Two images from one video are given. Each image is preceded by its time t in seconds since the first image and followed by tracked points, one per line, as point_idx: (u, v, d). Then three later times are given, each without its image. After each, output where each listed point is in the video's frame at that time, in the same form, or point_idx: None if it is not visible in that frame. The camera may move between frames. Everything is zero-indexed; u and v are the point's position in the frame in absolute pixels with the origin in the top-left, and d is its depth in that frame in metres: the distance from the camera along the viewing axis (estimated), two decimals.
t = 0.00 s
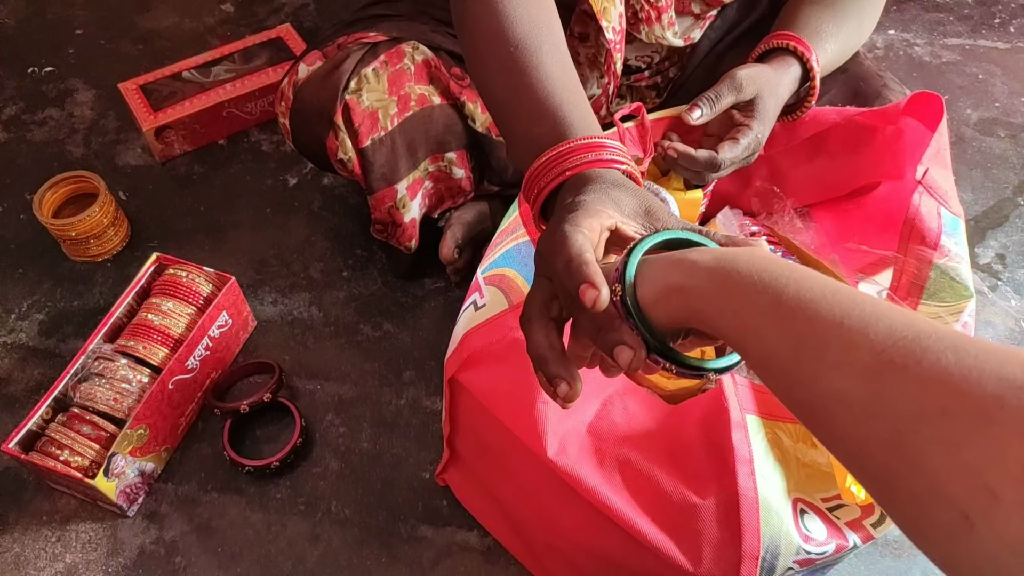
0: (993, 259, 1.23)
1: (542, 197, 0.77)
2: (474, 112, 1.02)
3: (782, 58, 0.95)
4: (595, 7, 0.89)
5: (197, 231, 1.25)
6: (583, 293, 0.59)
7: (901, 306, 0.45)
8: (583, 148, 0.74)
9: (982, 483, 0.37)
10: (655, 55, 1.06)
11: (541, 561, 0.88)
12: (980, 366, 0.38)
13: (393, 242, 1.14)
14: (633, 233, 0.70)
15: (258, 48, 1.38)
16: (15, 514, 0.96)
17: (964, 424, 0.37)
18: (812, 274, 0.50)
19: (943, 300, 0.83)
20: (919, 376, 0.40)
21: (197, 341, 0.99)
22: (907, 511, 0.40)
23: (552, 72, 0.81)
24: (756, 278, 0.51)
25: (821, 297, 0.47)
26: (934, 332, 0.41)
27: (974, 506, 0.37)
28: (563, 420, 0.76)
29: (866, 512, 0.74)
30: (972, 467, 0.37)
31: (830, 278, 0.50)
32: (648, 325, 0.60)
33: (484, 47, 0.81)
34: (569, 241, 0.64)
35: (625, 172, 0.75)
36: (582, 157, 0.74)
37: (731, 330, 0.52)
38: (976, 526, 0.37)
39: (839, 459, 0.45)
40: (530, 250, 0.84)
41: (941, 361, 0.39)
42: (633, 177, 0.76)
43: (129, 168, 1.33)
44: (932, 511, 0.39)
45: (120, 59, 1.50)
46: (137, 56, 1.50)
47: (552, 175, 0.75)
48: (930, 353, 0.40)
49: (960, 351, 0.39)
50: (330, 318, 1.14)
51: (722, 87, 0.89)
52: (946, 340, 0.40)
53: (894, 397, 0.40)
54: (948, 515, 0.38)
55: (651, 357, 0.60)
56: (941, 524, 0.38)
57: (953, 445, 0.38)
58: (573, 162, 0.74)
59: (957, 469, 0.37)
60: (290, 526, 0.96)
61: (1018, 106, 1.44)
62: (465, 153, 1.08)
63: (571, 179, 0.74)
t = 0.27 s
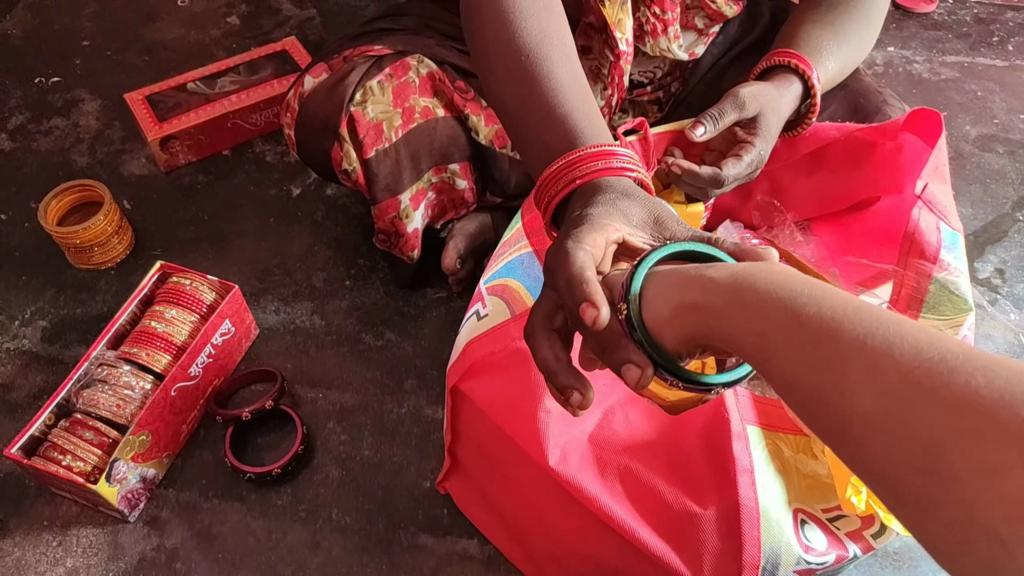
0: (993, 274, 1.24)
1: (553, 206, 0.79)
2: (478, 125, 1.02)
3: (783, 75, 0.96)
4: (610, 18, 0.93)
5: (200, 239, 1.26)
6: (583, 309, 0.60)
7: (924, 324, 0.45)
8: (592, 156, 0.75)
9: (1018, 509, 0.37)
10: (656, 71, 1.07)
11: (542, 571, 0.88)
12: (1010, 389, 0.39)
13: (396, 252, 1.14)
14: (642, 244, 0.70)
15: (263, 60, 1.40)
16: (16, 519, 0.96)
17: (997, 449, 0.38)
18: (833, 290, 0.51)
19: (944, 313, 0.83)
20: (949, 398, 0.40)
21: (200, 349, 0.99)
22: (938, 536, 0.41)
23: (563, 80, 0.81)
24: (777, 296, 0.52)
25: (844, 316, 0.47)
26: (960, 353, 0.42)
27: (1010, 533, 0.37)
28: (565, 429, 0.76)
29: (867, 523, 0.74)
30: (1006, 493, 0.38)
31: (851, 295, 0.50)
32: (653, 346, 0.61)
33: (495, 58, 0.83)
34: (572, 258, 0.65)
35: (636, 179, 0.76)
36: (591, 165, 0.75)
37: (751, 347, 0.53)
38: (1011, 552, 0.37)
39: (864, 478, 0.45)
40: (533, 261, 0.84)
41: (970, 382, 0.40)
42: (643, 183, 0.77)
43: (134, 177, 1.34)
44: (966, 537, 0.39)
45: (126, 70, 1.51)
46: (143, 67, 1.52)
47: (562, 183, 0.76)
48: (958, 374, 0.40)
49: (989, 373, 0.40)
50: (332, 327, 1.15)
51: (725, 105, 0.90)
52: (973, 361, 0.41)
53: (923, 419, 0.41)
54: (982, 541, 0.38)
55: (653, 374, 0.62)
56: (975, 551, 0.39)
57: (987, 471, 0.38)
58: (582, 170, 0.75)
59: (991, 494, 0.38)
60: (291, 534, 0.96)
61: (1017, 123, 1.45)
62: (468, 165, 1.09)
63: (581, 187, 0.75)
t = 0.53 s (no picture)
0: (996, 272, 1.23)
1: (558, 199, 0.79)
2: (481, 124, 1.03)
3: (786, 73, 0.96)
4: (616, 13, 0.91)
5: (202, 241, 1.26)
6: (587, 310, 0.60)
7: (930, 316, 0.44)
8: (597, 150, 0.75)
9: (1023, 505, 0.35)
10: (662, 67, 1.07)
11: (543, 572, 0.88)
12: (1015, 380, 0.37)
13: (398, 253, 1.14)
14: (645, 241, 0.71)
15: (265, 61, 1.40)
16: (20, 522, 0.97)
17: (1000, 443, 0.36)
18: (837, 283, 0.49)
19: (945, 311, 0.82)
20: (953, 391, 0.39)
21: (202, 351, 0.99)
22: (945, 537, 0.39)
23: (568, 74, 0.81)
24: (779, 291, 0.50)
25: (846, 309, 0.46)
26: (965, 342, 0.40)
27: (1015, 531, 0.35)
28: (566, 430, 0.76)
29: (867, 524, 0.74)
30: (1008, 488, 0.36)
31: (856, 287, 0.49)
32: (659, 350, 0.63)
33: (501, 51, 0.83)
34: (573, 258, 0.64)
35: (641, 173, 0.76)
36: (596, 158, 0.75)
37: (754, 343, 0.52)
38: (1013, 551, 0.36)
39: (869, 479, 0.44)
40: (535, 260, 0.84)
41: (973, 373, 0.38)
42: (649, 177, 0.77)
43: (136, 179, 1.34)
44: (972, 537, 0.37)
45: (129, 71, 1.52)
46: (146, 68, 1.52)
47: (567, 176, 0.76)
48: (958, 365, 0.39)
49: (994, 363, 0.38)
50: (334, 328, 1.15)
51: (729, 103, 0.90)
52: (977, 351, 0.39)
53: (926, 414, 0.39)
54: (986, 540, 0.37)
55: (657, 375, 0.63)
56: (980, 553, 0.37)
57: (990, 466, 0.37)
58: (588, 164, 0.75)
59: (994, 490, 0.36)
60: (293, 536, 0.96)
61: (1021, 119, 1.44)
62: (470, 166, 1.09)
63: (586, 180, 0.75)
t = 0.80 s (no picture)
0: (995, 280, 1.24)
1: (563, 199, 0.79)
2: (483, 130, 1.03)
3: (786, 82, 0.97)
4: (628, 19, 0.92)
5: (205, 243, 1.26)
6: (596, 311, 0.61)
7: (927, 320, 0.45)
8: (604, 152, 0.76)
9: (1018, 507, 0.37)
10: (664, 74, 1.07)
11: None
12: (1009, 384, 0.39)
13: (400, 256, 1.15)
14: (650, 244, 0.71)
15: (269, 65, 1.41)
16: (20, 521, 0.97)
17: (995, 447, 0.38)
18: (837, 288, 0.51)
19: (945, 318, 0.83)
20: (949, 394, 0.40)
21: (203, 353, 1.00)
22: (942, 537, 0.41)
23: (577, 77, 0.82)
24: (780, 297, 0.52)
25: (845, 316, 0.48)
26: (961, 347, 0.42)
27: (1011, 533, 0.37)
28: (567, 434, 0.76)
29: (867, 528, 0.74)
30: (1004, 491, 0.38)
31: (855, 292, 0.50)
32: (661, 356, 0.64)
33: (508, 58, 0.84)
34: (576, 262, 0.65)
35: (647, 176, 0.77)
36: (602, 161, 0.76)
37: (758, 349, 0.53)
38: (1011, 550, 0.37)
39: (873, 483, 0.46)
40: (536, 265, 0.84)
41: (968, 378, 0.40)
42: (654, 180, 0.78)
43: (139, 182, 1.35)
44: (970, 538, 0.39)
45: (132, 74, 1.52)
46: (149, 72, 1.53)
47: (573, 177, 0.76)
48: (954, 372, 0.41)
49: (989, 366, 0.40)
50: (335, 331, 1.15)
51: (730, 113, 0.90)
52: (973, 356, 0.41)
53: (924, 417, 0.41)
54: (985, 542, 0.39)
55: (658, 380, 0.64)
56: (979, 553, 0.39)
57: (986, 469, 0.38)
58: (594, 166, 0.76)
59: (991, 492, 0.38)
60: (293, 537, 0.96)
61: (1020, 129, 1.45)
62: (473, 170, 1.09)
63: (592, 181, 0.76)
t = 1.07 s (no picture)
0: (986, 287, 1.24)
1: (561, 182, 0.81)
2: (477, 138, 1.04)
3: (774, 89, 0.98)
4: (616, 15, 0.93)
5: (199, 254, 1.26)
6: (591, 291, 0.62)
7: (932, 304, 0.44)
8: (600, 135, 0.78)
9: None
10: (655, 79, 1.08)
11: None
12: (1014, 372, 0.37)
13: (395, 264, 1.15)
14: (646, 228, 0.73)
15: (263, 75, 1.41)
16: (15, 534, 0.97)
17: (1001, 437, 0.37)
18: (842, 273, 0.50)
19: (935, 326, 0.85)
20: (953, 386, 0.39)
21: (198, 363, 1.00)
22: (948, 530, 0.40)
23: (573, 64, 0.83)
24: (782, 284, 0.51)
25: (847, 302, 0.47)
26: (966, 333, 0.40)
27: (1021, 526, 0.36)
28: (562, 443, 0.76)
29: (860, 537, 0.75)
30: (1012, 482, 0.37)
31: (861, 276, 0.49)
32: (653, 341, 0.65)
33: (505, 54, 0.85)
34: (565, 241, 0.65)
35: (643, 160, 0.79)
36: (597, 145, 0.78)
37: (760, 339, 0.53)
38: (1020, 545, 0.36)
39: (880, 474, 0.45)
40: (530, 274, 0.85)
41: (972, 367, 0.39)
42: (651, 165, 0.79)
43: (134, 192, 1.35)
44: (978, 531, 0.38)
45: (127, 84, 1.53)
46: (144, 81, 1.53)
47: (569, 161, 0.79)
48: (958, 359, 0.40)
49: (994, 354, 0.39)
50: (330, 340, 1.16)
51: (718, 122, 0.91)
52: (978, 342, 0.40)
53: (928, 409, 0.40)
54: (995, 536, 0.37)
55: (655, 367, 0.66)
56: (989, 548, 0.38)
57: (992, 461, 0.37)
58: (590, 149, 0.78)
59: (998, 485, 0.37)
60: (288, 549, 0.96)
61: (1009, 137, 1.46)
62: (467, 177, 1.09)
63: (588, 164, 0.78)
